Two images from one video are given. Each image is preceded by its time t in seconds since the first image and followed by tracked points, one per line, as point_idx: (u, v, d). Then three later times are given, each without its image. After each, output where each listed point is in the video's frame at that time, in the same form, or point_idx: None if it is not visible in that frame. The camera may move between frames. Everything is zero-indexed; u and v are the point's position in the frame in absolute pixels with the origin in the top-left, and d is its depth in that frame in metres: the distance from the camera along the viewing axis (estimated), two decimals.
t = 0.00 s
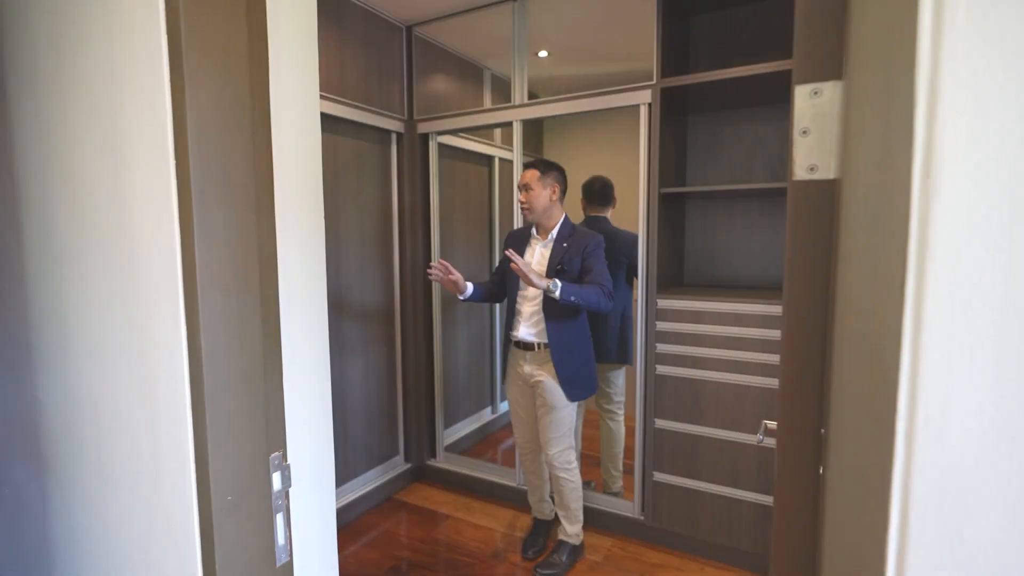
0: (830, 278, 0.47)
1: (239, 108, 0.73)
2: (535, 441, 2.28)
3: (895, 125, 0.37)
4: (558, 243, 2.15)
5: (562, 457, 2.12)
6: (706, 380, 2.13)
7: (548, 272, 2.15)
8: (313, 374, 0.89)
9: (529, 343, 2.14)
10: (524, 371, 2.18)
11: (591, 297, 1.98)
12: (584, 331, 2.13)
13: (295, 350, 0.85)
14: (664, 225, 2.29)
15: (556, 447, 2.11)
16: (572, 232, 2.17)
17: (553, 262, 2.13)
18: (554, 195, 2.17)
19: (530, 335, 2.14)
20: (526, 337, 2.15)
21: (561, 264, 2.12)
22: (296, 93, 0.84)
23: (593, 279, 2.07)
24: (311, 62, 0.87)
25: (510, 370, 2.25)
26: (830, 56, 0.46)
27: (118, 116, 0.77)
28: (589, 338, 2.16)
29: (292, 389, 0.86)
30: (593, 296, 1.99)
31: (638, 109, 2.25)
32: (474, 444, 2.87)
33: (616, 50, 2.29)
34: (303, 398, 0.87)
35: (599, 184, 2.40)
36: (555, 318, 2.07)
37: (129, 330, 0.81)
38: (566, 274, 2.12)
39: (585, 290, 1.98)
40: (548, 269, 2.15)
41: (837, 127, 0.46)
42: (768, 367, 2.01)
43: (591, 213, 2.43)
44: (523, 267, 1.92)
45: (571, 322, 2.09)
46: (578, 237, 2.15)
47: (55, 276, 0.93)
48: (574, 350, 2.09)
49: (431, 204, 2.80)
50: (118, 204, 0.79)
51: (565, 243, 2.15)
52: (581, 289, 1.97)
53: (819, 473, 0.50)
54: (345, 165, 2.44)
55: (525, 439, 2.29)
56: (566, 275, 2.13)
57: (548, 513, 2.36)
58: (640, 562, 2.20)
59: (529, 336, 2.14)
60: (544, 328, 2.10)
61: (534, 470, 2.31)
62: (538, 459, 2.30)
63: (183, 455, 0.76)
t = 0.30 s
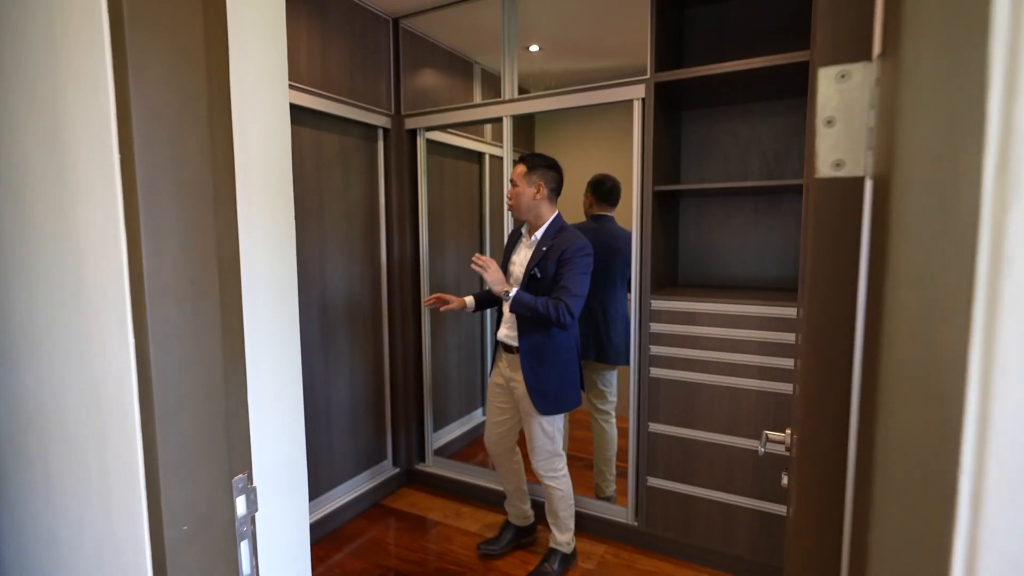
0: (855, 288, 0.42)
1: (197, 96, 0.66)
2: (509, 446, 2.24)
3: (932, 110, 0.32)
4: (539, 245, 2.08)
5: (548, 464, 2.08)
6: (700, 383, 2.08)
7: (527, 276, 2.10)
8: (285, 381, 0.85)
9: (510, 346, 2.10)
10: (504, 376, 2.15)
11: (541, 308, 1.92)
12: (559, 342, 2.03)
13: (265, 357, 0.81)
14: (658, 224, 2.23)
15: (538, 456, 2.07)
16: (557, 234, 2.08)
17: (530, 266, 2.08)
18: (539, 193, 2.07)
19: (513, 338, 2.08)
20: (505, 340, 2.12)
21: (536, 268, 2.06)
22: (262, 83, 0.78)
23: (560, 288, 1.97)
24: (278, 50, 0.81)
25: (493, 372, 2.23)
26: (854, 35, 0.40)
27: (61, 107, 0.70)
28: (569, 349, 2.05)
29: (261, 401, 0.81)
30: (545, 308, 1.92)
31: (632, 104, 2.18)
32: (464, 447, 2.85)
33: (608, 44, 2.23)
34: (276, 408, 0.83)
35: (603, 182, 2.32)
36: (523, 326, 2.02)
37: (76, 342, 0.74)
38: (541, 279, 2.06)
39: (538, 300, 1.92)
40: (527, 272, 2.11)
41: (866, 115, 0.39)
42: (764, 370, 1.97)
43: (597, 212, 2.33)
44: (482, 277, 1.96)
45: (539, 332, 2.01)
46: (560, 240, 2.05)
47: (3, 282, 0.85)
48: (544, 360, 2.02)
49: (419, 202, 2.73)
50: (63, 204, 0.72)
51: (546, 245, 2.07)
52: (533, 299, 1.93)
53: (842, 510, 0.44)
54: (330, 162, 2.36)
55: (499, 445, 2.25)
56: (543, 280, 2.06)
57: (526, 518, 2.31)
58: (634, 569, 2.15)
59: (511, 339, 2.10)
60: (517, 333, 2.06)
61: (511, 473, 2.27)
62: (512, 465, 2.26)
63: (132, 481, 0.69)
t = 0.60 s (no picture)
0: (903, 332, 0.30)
1: (149, 83, 0.60)
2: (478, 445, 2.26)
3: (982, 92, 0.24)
4: (506, 248, 2.04)
5: (529, 469, 2.06)
6: (697, 387, 2.03)
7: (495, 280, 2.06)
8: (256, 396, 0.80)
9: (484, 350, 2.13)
10: (478, 379, 2.17)
11: (495, 322, 1.92)
12: (525, 348, 1.98)
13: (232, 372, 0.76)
14: (655, 223, 2.17)
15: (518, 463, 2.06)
16: (525, 236, 2.02)
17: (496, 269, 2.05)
18: (506, 194, 2.04)
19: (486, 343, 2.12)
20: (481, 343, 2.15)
21: (501, 272, 2.02)
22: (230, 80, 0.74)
23: (518, 296, 1.93)
24: (246, 46, 0.77)
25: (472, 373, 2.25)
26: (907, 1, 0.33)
27: None
28: (536, 353, 2.00)
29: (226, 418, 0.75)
30: (499, 320, 1.91)
31: (628, 99, 2.12)
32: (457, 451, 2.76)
33: (604, 37, 2.17)
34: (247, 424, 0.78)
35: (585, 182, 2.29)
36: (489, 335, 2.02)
37: (20, 356, 0.67)
38: (506, 284, 2.03)
39: (492, 315, 1.92)
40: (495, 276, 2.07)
41: (923, 95, 0.28)
42: (763, 374, 1.92)
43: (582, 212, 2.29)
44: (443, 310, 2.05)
45: (501, 339, 1.98)
46: (526, 243, 1.99)
47: None
48: (509, 368, 2.00)
49: (409, 200, 2.66)
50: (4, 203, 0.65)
51: (513, 247, 2.02)
52: (487, 314, 1.94)
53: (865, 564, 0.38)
54: (317, 159, 2.29)
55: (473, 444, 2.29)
56: (508, 283, 2.01)
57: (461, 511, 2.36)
58: None
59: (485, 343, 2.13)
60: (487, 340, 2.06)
61: (465, 468, 2.32)
62: (473, 461, 2.30)
63: (80, 512, 0.62)
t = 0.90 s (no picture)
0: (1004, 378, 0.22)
1: (107, 64, 0.53)
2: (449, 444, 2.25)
3: None
4: (463, 248, 2.02)
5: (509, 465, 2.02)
6: (700, 389, 1.97)
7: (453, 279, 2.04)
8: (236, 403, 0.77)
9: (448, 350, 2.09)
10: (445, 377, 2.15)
11: (463, 320, 1.88)
12: (492, 343, 1.97)
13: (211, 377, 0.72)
14: (656, 221, 2.12)
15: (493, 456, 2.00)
16: (481, 234, 2.02)
17: (455, 269, 2.02)
18: (475, 197, 2.06)
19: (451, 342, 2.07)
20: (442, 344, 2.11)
21: (461, 271, 2.00)
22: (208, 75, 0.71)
23: (482, 293, 1.92)
24: (224, 41, 0.74)
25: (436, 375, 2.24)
26: None
27: None
28: (502, 349, 1.99)
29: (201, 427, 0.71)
30: (466, 318, 1.88)
31: (629, 93, 2.06)
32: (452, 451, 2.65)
33: (603, 29, 2.10)
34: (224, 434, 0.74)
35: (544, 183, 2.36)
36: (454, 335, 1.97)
37: None
38: (466, 283, 2.00)
39: (459, 313, 1.89)
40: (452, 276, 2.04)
41: None
42: (768, 376, 1.86)
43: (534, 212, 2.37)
44: (405, 314, 1.98)
45: (469, 337, 1.95)
46: (484, 240, 1.98)
47: None
48: (478, 366, 1.97)
49: (403, 197, 2.60)
50: None
51: (470, 246, 2.01)
52: (454, 313, 1.90)
53: None
54: (308, 154, 2.22)
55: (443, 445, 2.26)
56: (469, 283, 1.99)
57: (444, 519, 2.31)
58: None
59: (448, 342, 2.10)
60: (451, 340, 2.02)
61: (438, 470, 2.29)
62: (444, 461, 2.27)
63: (31, 544, 0.55)
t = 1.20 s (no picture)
0: None
1: (74, 19, 0.49)
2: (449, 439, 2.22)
3: None
4: (441, 239, 2.01)
5: (501, 453, 2.02)
6: (708, 392, 1.92)
7: (433, 272, 2.02)
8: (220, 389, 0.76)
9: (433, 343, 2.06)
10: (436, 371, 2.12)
11: (445, 309, 1.87)
12: (480, 332, 1.94)
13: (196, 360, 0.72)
14: (662, 219, 2.06)
15: (488, 446, 2.00)
16: (456, 225, 2.01)
17: (434, 261, 2.01)
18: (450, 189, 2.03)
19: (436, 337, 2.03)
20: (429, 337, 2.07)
21: (440, 262, 1.98)
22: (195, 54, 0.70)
23: (462, 281, 1.91)
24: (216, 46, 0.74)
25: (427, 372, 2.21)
26: None
27: None
28: (489, 338, 1.96)
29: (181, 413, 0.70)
30: (450, 307, 1.87)
31: (635, 88, 2.01)
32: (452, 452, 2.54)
33: (608, 21, 2.04)
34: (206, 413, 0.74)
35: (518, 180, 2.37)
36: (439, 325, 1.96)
37: None
38: (447, 274, 1.98)
39: (441, 302, 1.89)
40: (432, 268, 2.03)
41: None
42: (778, 378, 1.82)
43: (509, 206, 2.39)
44: (390, 303, 1.94)
45: (455, 326, 1.94)
46: (459, 230, 1.98)
47: None
48: (466, 356, 1.95)
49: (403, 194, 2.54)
50: None
51: (447, 237, 2.00)
52: (436, 302, 1.89)
53: None
54: (306, 151, 2.16)
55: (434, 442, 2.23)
56: (449, 273, 1.97)
57: (444, 522, 2.25)
58: None
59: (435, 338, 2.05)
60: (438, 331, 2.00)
61: (435, 468, 2.25)
62: (440, 458, 2.23)
63: None
